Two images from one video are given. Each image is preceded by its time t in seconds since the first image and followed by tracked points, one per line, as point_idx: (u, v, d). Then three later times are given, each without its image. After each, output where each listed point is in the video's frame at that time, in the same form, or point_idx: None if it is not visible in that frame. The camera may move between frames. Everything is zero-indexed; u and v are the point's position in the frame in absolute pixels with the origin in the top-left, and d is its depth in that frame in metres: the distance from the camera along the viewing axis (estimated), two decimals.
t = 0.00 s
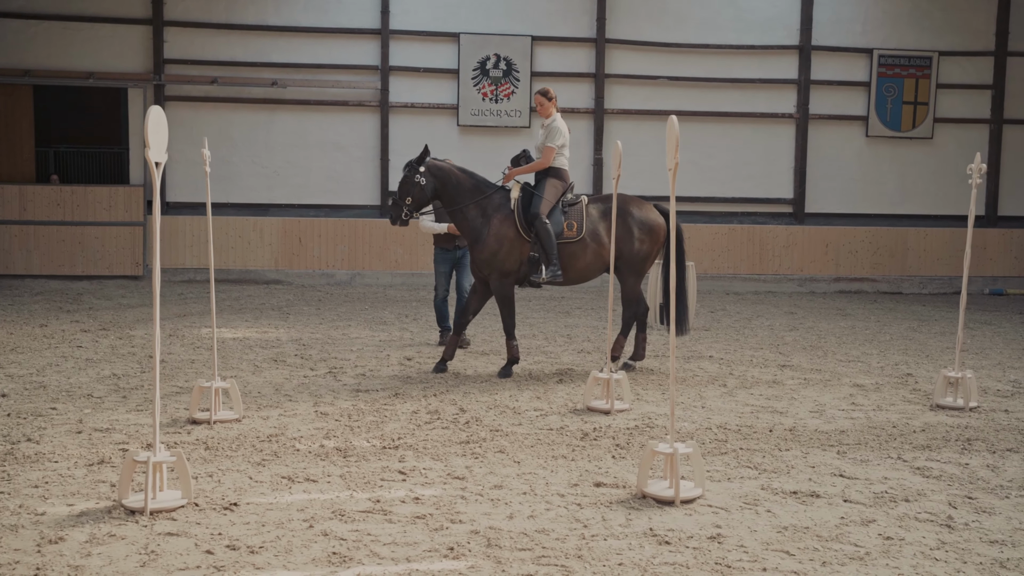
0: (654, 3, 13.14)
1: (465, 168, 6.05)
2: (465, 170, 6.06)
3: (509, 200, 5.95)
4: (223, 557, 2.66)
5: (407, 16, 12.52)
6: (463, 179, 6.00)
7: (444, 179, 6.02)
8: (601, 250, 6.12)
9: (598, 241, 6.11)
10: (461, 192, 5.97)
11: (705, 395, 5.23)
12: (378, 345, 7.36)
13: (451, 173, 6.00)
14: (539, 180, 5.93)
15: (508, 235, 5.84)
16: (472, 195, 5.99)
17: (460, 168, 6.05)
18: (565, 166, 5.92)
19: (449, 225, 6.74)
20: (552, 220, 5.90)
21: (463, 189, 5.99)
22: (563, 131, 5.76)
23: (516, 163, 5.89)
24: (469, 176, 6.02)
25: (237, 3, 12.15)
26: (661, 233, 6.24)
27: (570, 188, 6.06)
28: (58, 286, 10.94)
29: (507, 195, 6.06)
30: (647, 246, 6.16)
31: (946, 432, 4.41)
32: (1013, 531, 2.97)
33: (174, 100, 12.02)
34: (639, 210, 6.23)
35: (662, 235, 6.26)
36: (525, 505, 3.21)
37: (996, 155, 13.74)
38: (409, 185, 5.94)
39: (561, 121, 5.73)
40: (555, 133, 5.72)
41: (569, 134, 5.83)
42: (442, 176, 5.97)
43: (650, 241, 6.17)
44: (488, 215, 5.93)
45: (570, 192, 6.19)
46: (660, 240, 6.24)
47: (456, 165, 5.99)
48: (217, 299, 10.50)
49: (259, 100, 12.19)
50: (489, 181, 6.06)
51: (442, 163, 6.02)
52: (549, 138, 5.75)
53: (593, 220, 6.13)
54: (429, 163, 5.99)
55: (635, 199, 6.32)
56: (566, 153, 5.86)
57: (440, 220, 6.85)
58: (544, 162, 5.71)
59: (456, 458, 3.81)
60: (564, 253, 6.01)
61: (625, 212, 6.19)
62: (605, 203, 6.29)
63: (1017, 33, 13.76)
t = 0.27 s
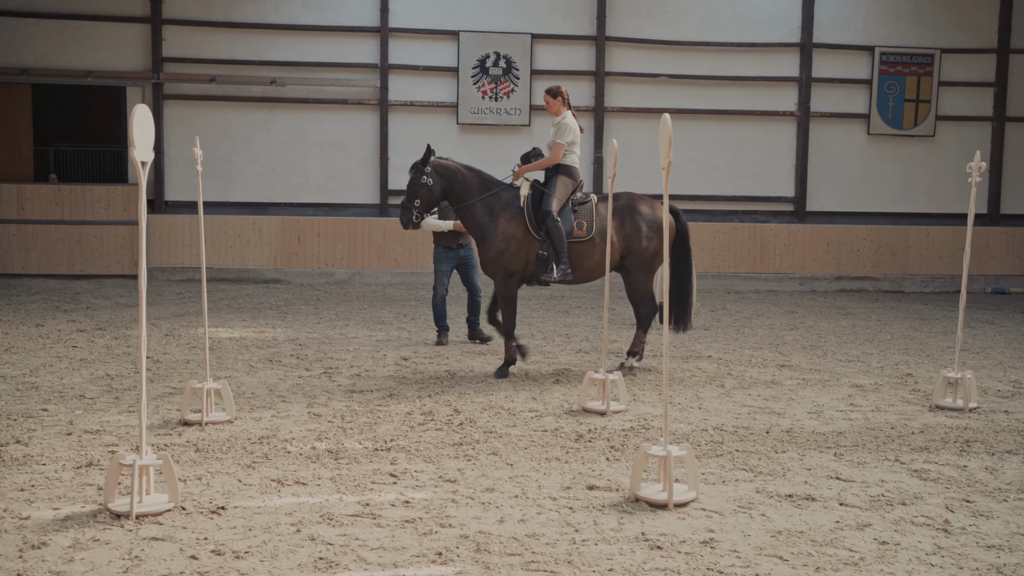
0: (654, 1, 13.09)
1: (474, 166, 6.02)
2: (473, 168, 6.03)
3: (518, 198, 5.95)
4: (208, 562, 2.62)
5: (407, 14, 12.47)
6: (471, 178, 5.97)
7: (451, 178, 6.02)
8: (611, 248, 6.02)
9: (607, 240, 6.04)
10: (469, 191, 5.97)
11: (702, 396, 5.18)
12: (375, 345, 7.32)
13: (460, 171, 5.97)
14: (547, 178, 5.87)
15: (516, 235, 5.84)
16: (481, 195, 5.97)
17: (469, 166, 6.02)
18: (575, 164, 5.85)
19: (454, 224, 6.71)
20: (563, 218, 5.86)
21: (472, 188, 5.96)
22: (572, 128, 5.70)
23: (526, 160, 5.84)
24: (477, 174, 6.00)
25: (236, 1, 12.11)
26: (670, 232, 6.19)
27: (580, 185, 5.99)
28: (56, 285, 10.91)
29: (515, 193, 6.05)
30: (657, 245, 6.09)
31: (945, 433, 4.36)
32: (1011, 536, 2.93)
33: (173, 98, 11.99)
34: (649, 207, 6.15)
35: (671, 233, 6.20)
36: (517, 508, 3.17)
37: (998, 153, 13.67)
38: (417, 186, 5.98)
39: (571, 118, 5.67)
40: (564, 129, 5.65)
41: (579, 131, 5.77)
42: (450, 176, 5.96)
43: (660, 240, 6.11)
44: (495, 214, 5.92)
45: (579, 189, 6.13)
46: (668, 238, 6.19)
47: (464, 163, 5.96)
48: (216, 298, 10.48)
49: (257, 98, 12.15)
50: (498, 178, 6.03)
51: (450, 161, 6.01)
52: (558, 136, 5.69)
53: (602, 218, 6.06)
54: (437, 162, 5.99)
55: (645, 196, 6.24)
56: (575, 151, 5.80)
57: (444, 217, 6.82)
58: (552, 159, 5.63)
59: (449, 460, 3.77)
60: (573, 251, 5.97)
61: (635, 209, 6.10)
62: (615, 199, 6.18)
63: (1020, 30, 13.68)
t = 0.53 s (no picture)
0: None
1: (482, 167, 6.01)
2: (482, 168, 6.02)
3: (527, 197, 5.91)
4: (196, 566, 2.60)
5: (406, 13, 12.44)
6: (480, 178, 5.96)
7: (459, 179, 6.00)
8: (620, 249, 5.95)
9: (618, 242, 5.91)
10: (476, 191, 5.95)
11: (699, 397, 5.15)
12: (372, 345, 7.29)
13: (468, 172, 5.96)
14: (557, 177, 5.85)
15: (524, 234, 5.79)
16: (489, 195, 5.96)
17: (477, 166, 6.01)
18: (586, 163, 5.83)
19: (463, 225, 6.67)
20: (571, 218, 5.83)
21: (481, 188, 5.95)
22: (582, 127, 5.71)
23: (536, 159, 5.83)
24: (485, 174, 5.99)
25: None
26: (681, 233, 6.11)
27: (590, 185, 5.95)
28: (54, 285, 10.89)
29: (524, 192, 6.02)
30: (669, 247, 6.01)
31: (943, 435, 4.33)
32: (1008, 539, 2.90)
33: (172, 98, 11.97)
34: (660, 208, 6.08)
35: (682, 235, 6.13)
36: (509, 511, 3.14)
37: (999, 152, 13.63)
38: (425, 187, 5.99)
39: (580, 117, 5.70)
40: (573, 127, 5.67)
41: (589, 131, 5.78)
42: (459, 176, 5.95)
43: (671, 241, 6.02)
44: (503, 214, 5.88)
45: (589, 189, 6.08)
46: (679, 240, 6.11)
47: (472, 163, 5.96)
48: (214, 298, 10.45)
49: (256, 98, 12.12)
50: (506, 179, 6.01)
51: (458, 163, 6.02)
52: (566, 134, 5.71)
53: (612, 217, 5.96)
54: (444, 163, 5.99)
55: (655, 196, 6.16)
56: (585, 150, 5.79)
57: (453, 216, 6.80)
58: (561, 157, 5.66)
59: (443, 462, 3.74)
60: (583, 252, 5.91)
61: (645, 209, 6.02)
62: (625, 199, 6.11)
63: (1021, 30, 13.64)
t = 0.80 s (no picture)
0: None
1: (496, 168, 6.01)
2: (495, 168, 6.01)
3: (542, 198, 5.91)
4: (179, 568, 2.58)
5: (405, 14, 12.42)
6: (495, 179, 5.95)
7: (472, 181, 6.00)
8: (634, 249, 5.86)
9: (631, 240, 5.91)
10: (490, 192, 5.94)
11: (694, 398, 5.13)
12: (368, 345, 7.27)
13: (483, 174, 5.96)
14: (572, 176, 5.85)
15: (540, 235, 5.80)
16: (505, 196, 5.94)
17: (491, 168, 6.00)
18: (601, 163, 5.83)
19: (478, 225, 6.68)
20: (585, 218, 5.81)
21: (496, 190, 5.94)
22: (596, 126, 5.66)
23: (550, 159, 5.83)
24: (500, 175, 5.98)
25: None
26: (700, 236, 5.96)
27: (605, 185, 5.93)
28: (52, 286, 10.89)
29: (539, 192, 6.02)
30: (685, 249, 5.87)
31: (938, 435, 4.31)
32: (999, 541, 2.87)
33: (170, 98, 11.96)
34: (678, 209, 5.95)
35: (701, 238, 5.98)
36: (498, 512, 3.12)
37: (999, 152, 13.59)
38: (440, 192, 5.99)
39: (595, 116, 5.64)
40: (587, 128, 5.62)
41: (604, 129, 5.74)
42: (473, 178, 5.95)
43: (688, 243, 5.88)
44: (519, 215, 5.87)
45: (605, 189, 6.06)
46: (698, 243, 5.95)
47: (486, 165, 5.96)
48: (212, 299, 10.45)
49: (254, 98, 12.11)
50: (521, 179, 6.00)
51: (472, 165, 6.01)
52: (580, 133, 5.65)
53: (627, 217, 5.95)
54: (457, 167, 5.99)
55: (672, 197, 6.05)
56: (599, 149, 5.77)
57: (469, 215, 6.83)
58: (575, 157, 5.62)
59: (433, 463, 3.72)
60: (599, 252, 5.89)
61: (661, 210, 5.92)
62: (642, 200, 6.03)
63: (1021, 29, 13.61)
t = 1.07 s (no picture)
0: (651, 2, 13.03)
1: (504, 174, 6.09)
2: (504, 174, 6.09)
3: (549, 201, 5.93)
4: (165, 572, 2.58)
5: (403, 17, 12.44)
6: (502, 185, 6.04)
7: (482, 187, 6.09)
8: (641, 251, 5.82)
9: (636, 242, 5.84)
10: (498, 198, 6.03)
11: (687, 401, 5.13)
12: (364, 349, 7.28)
13: (490, 179, 6.05)
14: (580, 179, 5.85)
15: (545, 239, 5.82)
16: (512, 201, 6.02)
17: (499, 174, 6.09)
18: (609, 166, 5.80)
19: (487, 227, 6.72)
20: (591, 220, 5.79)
21: (503, 195, 6.03)
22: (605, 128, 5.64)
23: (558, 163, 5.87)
24: (508, 181, 6.06)
25: (231, 3, 12.10)
26: (708, 239, 5.88)
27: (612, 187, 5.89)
28: (50, 289, 10.90)
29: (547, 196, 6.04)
30: (692, 253, 5.81)
31: (930, 439, 4.31)
32: (986, 544, 2.87)
33: (168, 102, 11.98)
34: (686, 211, 5.88)
35: (710, 241, 5.90)
36: (486, 516, 3.13)
37: (998, 155, 13.59)
38: (448, 199, 6.12)
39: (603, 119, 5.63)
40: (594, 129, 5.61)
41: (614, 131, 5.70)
42: (481, 184, 6.05)
43: (696, 247, 5.81)
44: (526, 219, 5.93)
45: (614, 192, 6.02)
46: (706, 246, 5.88)
47: (493, 171, 6.05)
48: (210, 302, 10.46)
49: (253, 101, 12.13)
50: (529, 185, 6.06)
51: (481, 171, 6.12)
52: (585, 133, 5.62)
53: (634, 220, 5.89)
54: (466, 173, 6.10)
55: (681, 200, 5.96)
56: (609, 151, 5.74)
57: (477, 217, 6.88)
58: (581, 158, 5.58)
59: (423, 467, 3.72)
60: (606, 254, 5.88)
61: (669, 213, 5.86)
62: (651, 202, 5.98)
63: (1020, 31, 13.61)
